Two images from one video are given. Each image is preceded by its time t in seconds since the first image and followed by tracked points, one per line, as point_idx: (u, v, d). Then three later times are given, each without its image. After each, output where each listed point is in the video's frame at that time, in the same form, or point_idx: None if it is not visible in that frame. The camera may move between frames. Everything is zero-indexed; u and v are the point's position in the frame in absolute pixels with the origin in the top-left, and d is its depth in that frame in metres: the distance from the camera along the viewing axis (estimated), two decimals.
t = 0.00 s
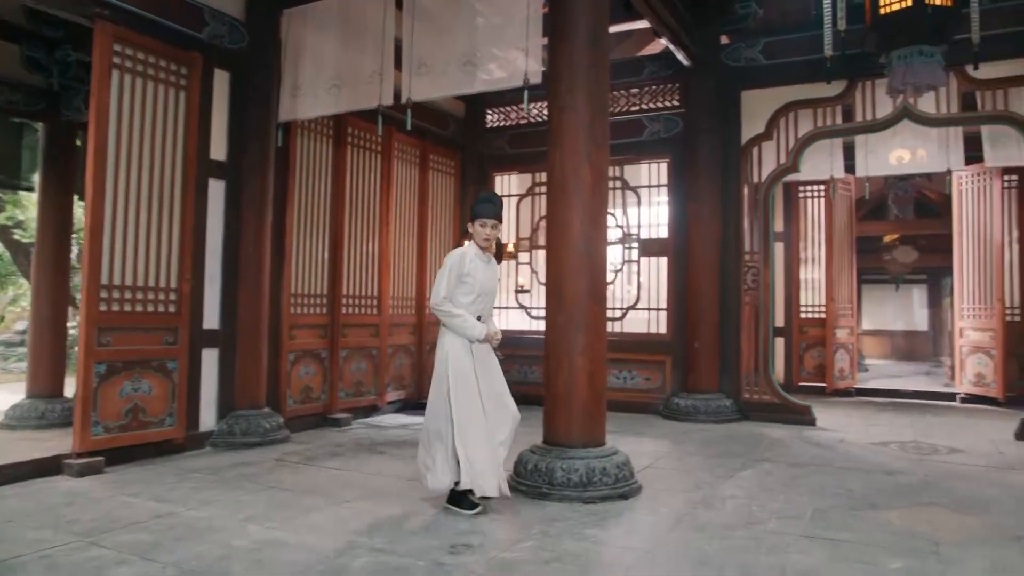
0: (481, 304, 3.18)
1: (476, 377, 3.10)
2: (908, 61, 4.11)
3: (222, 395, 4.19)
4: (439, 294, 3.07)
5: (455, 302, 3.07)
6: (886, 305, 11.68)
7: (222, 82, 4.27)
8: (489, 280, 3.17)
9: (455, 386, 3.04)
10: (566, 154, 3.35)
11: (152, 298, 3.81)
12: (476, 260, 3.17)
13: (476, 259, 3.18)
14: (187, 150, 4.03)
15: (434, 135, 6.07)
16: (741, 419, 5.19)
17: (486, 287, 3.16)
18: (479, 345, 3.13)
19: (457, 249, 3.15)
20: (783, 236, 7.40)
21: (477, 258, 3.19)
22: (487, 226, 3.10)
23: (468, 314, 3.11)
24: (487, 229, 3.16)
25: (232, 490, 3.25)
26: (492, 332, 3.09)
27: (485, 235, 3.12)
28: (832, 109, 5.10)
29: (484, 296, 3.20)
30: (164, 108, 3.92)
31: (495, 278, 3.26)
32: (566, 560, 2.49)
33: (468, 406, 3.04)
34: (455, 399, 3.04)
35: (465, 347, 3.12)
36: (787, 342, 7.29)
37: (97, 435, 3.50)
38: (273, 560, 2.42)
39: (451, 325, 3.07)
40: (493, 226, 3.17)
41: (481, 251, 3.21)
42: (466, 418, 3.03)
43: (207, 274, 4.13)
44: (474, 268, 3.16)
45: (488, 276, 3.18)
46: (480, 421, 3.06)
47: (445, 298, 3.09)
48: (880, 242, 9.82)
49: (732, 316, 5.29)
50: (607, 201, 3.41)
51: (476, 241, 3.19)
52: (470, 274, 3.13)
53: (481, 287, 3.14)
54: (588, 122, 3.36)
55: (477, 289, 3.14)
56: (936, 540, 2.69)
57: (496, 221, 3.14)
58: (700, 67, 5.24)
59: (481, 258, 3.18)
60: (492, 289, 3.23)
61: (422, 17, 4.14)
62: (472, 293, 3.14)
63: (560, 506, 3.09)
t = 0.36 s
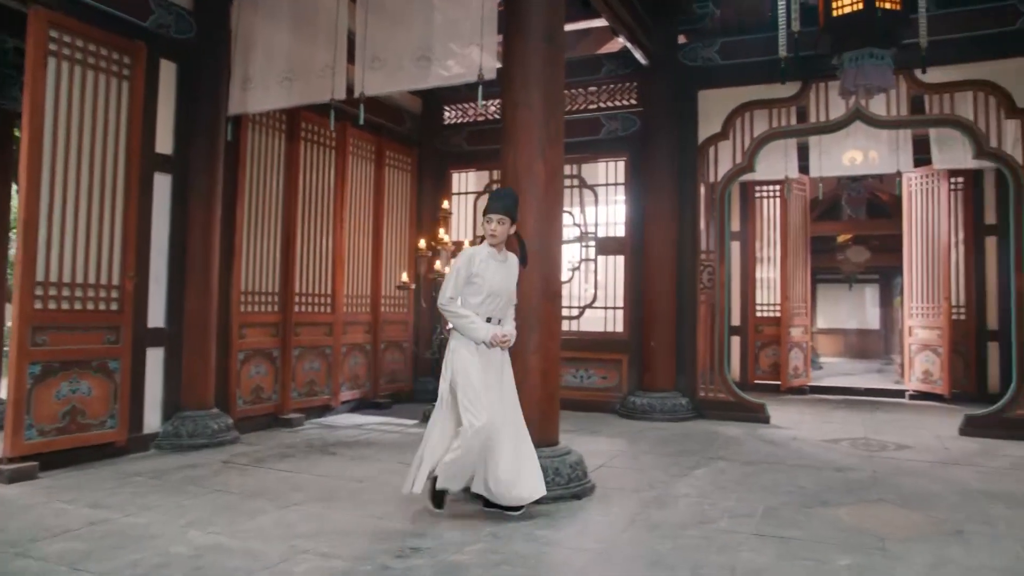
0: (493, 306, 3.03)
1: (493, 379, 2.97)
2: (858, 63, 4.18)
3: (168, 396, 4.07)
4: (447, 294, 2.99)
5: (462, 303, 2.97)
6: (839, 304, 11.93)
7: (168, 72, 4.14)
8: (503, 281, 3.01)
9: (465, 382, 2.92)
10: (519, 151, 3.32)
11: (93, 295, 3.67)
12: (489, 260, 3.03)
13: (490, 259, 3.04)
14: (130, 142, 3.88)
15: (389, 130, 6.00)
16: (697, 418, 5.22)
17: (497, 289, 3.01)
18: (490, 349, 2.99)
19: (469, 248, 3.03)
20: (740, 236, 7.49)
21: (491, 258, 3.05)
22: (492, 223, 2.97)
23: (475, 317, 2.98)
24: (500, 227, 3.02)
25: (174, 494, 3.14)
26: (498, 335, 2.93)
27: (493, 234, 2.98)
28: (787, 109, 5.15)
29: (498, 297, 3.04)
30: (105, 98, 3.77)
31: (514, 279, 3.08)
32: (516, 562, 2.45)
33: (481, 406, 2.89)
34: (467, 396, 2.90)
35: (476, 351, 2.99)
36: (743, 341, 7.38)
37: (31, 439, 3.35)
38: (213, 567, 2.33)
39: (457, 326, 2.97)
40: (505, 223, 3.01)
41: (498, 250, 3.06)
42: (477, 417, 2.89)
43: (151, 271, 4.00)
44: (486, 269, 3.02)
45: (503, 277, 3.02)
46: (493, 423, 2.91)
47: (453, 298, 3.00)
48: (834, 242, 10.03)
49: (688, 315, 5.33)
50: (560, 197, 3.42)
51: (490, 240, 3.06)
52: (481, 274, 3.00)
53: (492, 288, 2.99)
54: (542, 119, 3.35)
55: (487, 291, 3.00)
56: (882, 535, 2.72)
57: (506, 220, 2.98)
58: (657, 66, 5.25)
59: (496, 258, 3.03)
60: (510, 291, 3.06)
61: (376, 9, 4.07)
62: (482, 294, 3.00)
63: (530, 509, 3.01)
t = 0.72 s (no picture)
0: (508, 309, 2.83)
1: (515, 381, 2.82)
2: (820, 64, 4.19)
3: (120, 398, 3.95)
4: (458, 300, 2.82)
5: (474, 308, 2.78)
6: (804, 304, 12.08)
7: (121, 64, 4.01)
8: (517, 283, 2.82)
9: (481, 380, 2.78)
10: (480, 151, 3.36)
11: (39, 294, 3.53)
12: (501, 261, 2.85)
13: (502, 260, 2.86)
14: (79, 135, 3.75)
15: (355, 127, 5.94)
16: (662, 418, 5.22)
17: (511, 291, 2.81)
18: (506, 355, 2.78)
19: (479, 250, 2.86)
20: (706, 235, 7.52)
21: (504, 259, 2.87)
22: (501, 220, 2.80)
23: (490, 322, 2.79)
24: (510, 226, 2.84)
25: (122, 500, 3.03)
26: (513, 339, 2.73)
27: (502, 233, 2.81)
28: (752, 109, 5.17)
29: (512, 300, 2.85)
30: (53, 90, 3.63)
31: (530, 280, 2.88)
32: (473, 567, 2.40)
33: (496, 405, 2.74)
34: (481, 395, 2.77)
35: (492, 357, 2.80)
36: (708, 340, 7.41)
37: None
38: None
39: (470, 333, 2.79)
40: (513, 219, 2.83)
41: (511, 250, 2.89)
42: (492, 418, 2.76)
43: (102, 269, 3.87)
44: (498, 271, 2.84)
45: (517, 279, 2.83)
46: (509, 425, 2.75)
47: (465, 304, 2.82)
48: (798, 242, 10.15)
49: (652, 315, 5.33)
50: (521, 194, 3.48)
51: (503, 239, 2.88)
52: (492, 277, 2.81)
53: (505, 291, 2.80)
54: (504, 117, 3.39)
55: (500, 294, 2.81)
56: (842, 535, 2.72)
57: (515, 217, 2.81)
58: (623, 65, 5.23)
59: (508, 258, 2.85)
60: (526, 293, 2.86)
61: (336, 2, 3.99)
62: (494, 298, 2.82)
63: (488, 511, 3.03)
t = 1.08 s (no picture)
0: (511, 308, 2.77)
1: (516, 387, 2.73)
2: (778, 65, 4.21)
3: (58, 401, 3.80)
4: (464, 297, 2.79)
5: (476, 306, 2.74)
6: (763, 304, 12.25)
7: (61, 53, 3.86)
8: (520, 282, 2.75)
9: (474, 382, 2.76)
10: (434, 151, 3.36)
11: None
12: (506, 258, 2.80)
13: (508, 257, 2.80)
14: (15, 126, 3.59)
15: (313, 124, 5.86)
16: (621, 418, 5.22)
17: (513, 289, 2.75)
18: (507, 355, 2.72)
19: (486, 247, 2.82)
20: (666, 234, 7.56)
21: (510, 256, 2.81)
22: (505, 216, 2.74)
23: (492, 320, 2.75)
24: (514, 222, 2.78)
25: (56, 508, 2.90)
26: (510, 338, 2.66)
27: (502, 229, 2.76)
28: (711, 109, 5.23)
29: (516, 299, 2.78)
30: None
31: (538, 278, 2.81)
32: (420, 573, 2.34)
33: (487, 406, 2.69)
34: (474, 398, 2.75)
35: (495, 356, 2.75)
36: (668, 340, 7.45)
37: None
38: None
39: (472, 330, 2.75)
40: (517, 216, 2.76)
41: (519, 247, 2.82)
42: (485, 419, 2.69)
43: (41, 266, 3.72)
44: (503, 268, 2.79)
45: (522, 277, 2.76)
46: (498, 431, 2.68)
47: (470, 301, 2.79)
48: (757, 242, 10.29)
49: (611, 315, 5.33)
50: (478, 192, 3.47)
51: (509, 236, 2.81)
52: (496, 274, 2.76)
53: (508, 289, 2.74)
54: (459, 117, 3.37)
55: (503, 292, 2.75)
56: (794, 534, 2.71)
57: (519, 213, 2.75)
58: (583, 63, 5.22)
59: (514, 256, 2.79)
60: (532, 292, 2.79)
61: None
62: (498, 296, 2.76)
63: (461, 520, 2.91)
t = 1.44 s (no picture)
0: (510, 306, 2.68)
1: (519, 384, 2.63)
2: (729, 61, 4.22)
3: None
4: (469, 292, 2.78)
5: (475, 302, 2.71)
6: (715, 301, 12.42)
7: None
8: (515, 279, 2.65)
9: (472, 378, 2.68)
10: (378, 142, 3.29)
11: None
12: (503, 255, 2.70)
13: (507, 254, 2.71)
14: None
15: (259, 116, 5.71)
16: (572, 416, 5.20)
17: (508, 287, 2.65)
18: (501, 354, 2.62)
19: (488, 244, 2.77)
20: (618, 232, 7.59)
21: (508, 252, 2.70)
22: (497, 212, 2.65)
23: (490, 317, 2.68)
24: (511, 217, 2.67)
25: None
26: (500, 337, 2.56)
27: (497, 226, 2.67)
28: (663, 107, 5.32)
29: (516, 297, 2.68)
30: None
31: (538, 275, 2.68)
32: None
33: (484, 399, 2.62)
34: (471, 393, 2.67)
35: (495, 355, 2.67)
36: (620, 337, 7.47)
37: None
38: None
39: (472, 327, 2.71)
40: (510, 211, 2.63)
41: (519, 244, 2.71)
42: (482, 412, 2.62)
43: None
44: (501, 265, 2.70)
45: (519, 274, 2.66)
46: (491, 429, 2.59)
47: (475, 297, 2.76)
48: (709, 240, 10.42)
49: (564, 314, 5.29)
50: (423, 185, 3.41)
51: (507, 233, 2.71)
52: (495, 271, 2.69)
53: (503, 286, 2.66)
54: (404, 107, 3.30)
55: (501, 290, 2.67)
56: (740, 531, 2.70)
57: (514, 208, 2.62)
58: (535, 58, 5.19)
59: (512, 253, 2.69)
60: (532, 290, 2.67)
61: None
62: (496, 293, 2.69)
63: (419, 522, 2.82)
